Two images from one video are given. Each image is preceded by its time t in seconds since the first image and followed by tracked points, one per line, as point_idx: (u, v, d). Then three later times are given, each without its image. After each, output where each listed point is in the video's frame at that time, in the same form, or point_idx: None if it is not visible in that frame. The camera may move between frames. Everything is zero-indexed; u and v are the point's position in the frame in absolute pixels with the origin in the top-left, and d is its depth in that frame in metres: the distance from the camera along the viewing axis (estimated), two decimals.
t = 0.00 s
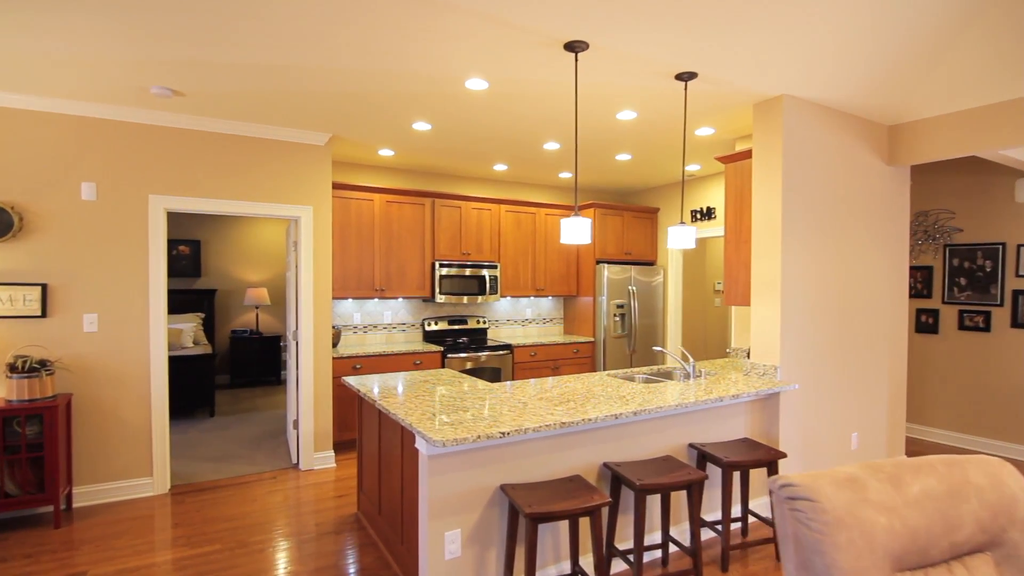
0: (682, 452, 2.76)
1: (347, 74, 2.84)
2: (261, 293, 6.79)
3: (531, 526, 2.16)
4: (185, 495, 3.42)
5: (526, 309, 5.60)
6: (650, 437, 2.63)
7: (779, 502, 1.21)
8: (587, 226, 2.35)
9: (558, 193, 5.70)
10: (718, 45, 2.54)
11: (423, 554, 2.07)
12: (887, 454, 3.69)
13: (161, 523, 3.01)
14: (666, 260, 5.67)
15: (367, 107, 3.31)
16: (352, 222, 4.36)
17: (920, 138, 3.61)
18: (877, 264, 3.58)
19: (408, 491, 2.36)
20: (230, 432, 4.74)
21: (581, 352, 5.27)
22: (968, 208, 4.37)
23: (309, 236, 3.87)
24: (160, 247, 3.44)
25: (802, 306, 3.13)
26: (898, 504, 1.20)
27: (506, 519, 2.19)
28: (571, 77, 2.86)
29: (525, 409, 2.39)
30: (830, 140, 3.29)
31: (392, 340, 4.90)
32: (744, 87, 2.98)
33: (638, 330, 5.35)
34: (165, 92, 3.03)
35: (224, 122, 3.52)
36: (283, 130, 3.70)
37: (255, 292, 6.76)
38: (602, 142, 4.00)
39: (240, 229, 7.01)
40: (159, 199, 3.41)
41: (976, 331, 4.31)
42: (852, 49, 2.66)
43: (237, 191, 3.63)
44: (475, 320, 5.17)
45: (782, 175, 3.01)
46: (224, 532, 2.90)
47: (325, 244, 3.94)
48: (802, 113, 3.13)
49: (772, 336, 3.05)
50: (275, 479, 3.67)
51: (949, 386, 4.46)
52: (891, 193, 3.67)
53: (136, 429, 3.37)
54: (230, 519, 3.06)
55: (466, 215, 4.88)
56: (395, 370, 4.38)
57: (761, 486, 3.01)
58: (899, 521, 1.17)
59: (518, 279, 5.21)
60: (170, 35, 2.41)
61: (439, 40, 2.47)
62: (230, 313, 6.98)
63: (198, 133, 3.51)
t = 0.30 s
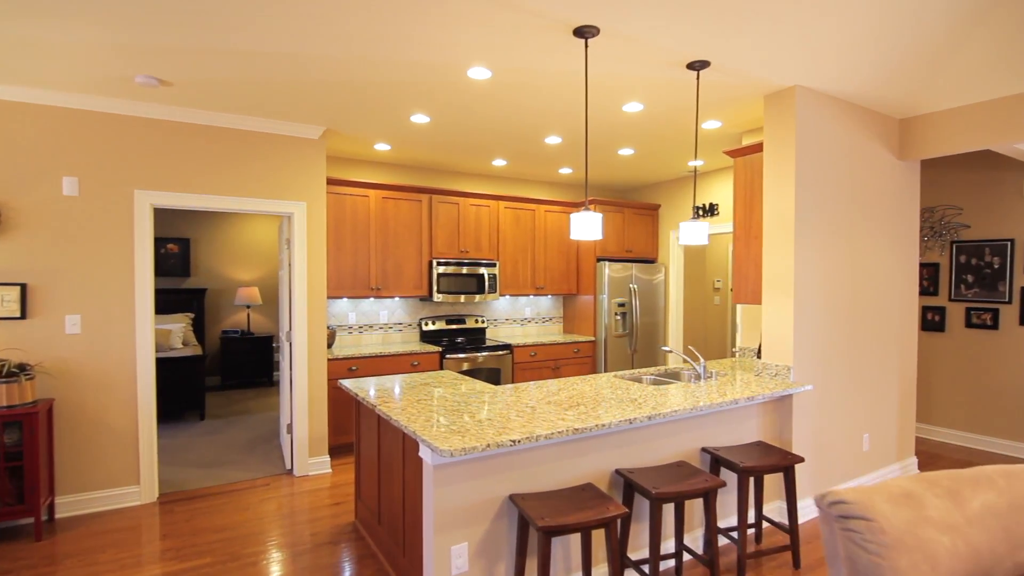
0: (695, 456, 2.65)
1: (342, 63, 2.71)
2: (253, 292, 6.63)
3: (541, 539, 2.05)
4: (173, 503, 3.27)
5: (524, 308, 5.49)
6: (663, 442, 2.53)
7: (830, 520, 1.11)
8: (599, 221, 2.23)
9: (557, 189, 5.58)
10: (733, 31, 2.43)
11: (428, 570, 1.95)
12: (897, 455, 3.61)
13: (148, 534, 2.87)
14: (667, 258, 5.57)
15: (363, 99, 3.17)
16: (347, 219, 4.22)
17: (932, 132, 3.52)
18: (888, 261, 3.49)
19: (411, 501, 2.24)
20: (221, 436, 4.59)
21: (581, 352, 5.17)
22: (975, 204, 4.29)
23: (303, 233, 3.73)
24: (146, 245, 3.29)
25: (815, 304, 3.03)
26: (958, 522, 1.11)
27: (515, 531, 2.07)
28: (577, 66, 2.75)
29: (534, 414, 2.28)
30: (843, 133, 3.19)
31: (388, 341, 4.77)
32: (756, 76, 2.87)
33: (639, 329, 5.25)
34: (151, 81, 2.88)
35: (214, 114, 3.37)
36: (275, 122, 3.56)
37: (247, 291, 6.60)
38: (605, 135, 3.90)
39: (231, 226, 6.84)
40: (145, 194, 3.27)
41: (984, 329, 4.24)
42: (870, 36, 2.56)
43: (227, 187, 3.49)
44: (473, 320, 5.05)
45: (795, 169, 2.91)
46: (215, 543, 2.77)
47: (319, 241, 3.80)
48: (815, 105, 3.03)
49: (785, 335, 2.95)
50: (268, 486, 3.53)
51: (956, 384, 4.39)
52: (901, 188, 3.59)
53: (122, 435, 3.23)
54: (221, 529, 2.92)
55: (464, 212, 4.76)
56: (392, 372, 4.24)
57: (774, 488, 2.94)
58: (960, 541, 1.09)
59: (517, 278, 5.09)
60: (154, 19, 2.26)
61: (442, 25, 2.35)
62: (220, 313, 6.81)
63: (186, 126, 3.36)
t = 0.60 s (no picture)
0: (703, 461, 2.57)
1: (336, 53, 2.59)
2: (241, 293, 6.48)
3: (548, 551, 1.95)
4: (158, 513, 3.14)
5: (520, 308, 5.39)
6: (670, 446, 2.44)
7: (877, 541, 1.04)
8: (607, 218, 2.14)
9: (553, 187, 5.49)
10: (744, 21, 2.35)
11: None
12: (901, 457, 3.56)
13: (131, 547, 2.73)
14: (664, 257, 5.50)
15: (356, 91, 3.06)
16: (339, 217, 4.10)
17: (937, 128, 3.47)
18: (893, 260, 3.44)
19: (410, 511, 2.13)
20: (208, 441, 4.45)
21: (578, 353, 5.08)
22: (975, 203, 4.26)
23: (293, 231, 3.61)
24: (129, 243, 3.15)
25: (822, 304, 2.96)
26: (1013, 538, 1.04)
27: (521, 543, 1.98)
28: (581, 57, 2.65)
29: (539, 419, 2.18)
30: (848, 129, 3.13)
31: (382, 342, 4.65)
32: (764, 70, 2.80)
33: (637, 329, 5.17)
34: (134, 71, 2.74)
35: (200, 106, 3.24)
36: (265, 116, 3.44)
37: (234, 291, 6.44)
38: (604, 130, 3.81)
39: (218, 225, 6.67)
40: (128, 190, 3.13)
41: (984, 328, 4.20)
42: (883, 28, 2.49)
43: (215, 183, 3.36)
44: (468, 320, 4.95)
45: (803, 165, 2.84)
46: (201, 556, 2.64)
47: (311, 240, 3.68)
48: (821, 99, 2.96)
49: (792, 335, 2.87)
50: (257, 493, 3.40)
51: (956, 384, 4.34)
52: (905, 185, 3.53)
53: (103, 442, 3.09)
54: (208, 541, 2.79)
55: (459, 210, 4.66)
56: (386, 375, 4.13)
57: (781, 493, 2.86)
58: (1017, 559, 1.02)
59: (513, 277, 4.99)
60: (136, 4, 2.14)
61: (442, 12, 2.24)
62: (207, 314, 6.64)
63: (171, 119, 3.23)
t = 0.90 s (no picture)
0: (709, 465, 2.50)
1: (328, 43, 2.48)
2: (227, 293, 6.32)
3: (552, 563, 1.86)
4: (139, 524, 3.00)
5: (515, 309, 5.29)
6: (676, 450, 2.36)
7: (923, 560, 0.95)
8: (613, 213, 2.05)
9: (547, 186, 5.40)
10: (754, 12, 2.26)
11: None
12: (902, 458, 3.51)
13: (111, 560, 2.59)
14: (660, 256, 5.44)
15: (348, 83, 2.94)
16: (330, 215, 3.98)
17: (939, 125, 3.43)
18: (895, 259, 3.39)
19: (407, 521, 2.02)
20: (193, 446, 4.30)
21: (574, 354, 4.99)
22: (973, 202, 4.24)
23: (282, 229, 3.48)
24: (109, 240, 3.01)
25: (827, 303, 2.89)
26: None
27: (524, 555, 1.88)
28: (583, 48, 2.56)
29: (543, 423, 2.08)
30: (852, 125, 3.07)
31: (373, 344, 4.53)
32: (770, 63, 2.72)
33: (632, 330, 5.10)
34: (113, 60, 2.60)
35: (183, 98, 3.11)
36: (252, 109, 3.31)
37: (220, 292, 6.28)
38: (601, 126, 3.73)
39: (203, 223, 6.50)
40: (108, 186, 2.99)
41: (982, 328, 4.18)
42: (895, 22, 2.42)
43: (200, 179, 3.23)
44: (462, 321, 4.84)
45: (808, 161, 2.77)
46: (186, 569, 2.51)
47: (301, 238, 3.56)
48: (826, 95, 2.90)
49: (798, 336, 2.81)
50: (244, 502, 3.28)
51: (954, 384, 4.32)
52: (908, 183, 3.49)
53: (81, 449, 2.94)
54: (192, 553, 2.66)
55: (452, 209, 4.55)
56: (377, 377, 4.01)
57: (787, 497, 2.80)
58: None
59: (507, 277, 4.90)
60: None
61: None
62: (193, 315, 6.48)
63: (153, 112, 3.10)
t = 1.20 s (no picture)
0: (713, 469, 2.42)
1: (318, 26, 2.35)
2: (208, 291, 6.14)
3: None
4: (115, 532, 2.85)
5: (506, 308, 5.19)
6: (680, 454, 2.28)
7: None
8: (618, 207, 1.96)
9: (540, 182, 5.31)
10: None
11: None
12: (900, 459, 3.47)
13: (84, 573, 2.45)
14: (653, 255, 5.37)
15: (337, 70, 2.81)
16: (317, 210, 3.85)
17: (939, 123, 3.40)
18: (895, 257, 3.35)
19: (401, 531, 1.91)
20: (172, 450, 4.14)
21: (567, 353, 4.91)
22: (967, 201, 4.23)
23: (268, 223, 3.34)
24: (83, 233, 2.85)
25: (830, 303, 2.84)
26: None
27: (526, 567, 1.78)
28: (585, 36, 2.46)
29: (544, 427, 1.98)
30: (855, 121, 3.02)
31: (361, 343, 4.40)
32: (774, 55, 2.65)
33: (626, 329, 5.03)
34: (87, 42, 2.45)
35: (163, 84, 2.96)
36: (235, 98, 3.17)
37: (202, 289, 6.10)
38: (598, 119, 3.64)
39: (184, 218, 6.30)
40: (82, 176, 2.83)
41: (976, 327, 4.17)
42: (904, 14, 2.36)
43: (181, 170, 3.08)
44: (453, 320, 4.73)
45: (812, 157, 2.71)
46: None
47: (286, 233, 3.42)
48: (830, 90, 2.84)
49: (801, 336, 2.74)
50: (227, 508, 3.13)
51: (948, 384, 4.30)
52: (907, 181, 3.45)
53: (53, 455, 2.79)
54: (171, 564, 2.52)
55: (443, 204, 4.44)
56: (365, 378, 3.87)
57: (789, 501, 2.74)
58: None
59: (499, 275, 4.79)
60: None
61: None
62: (173, 313, 6.28)
63: (131, 99, 2.94)
